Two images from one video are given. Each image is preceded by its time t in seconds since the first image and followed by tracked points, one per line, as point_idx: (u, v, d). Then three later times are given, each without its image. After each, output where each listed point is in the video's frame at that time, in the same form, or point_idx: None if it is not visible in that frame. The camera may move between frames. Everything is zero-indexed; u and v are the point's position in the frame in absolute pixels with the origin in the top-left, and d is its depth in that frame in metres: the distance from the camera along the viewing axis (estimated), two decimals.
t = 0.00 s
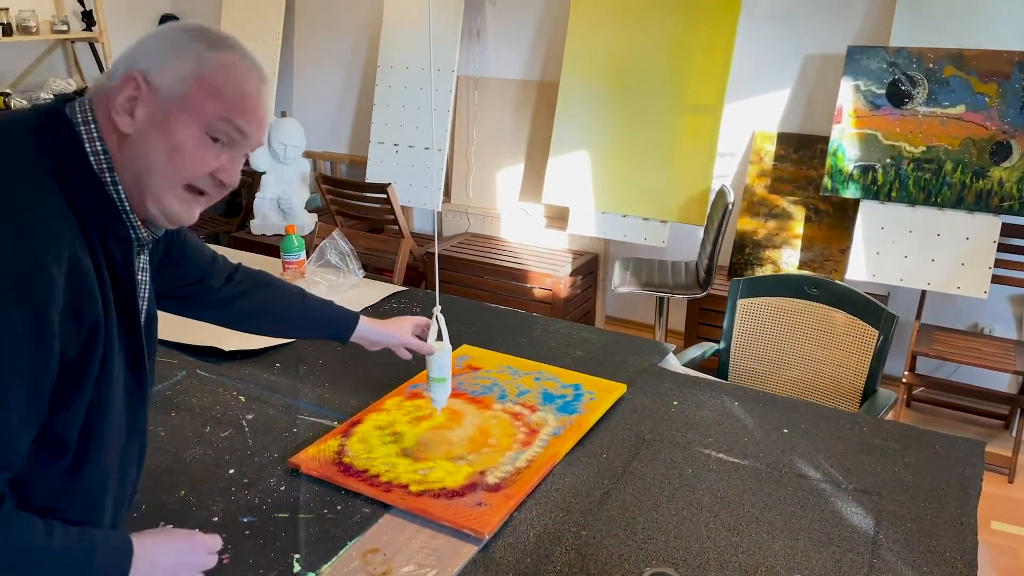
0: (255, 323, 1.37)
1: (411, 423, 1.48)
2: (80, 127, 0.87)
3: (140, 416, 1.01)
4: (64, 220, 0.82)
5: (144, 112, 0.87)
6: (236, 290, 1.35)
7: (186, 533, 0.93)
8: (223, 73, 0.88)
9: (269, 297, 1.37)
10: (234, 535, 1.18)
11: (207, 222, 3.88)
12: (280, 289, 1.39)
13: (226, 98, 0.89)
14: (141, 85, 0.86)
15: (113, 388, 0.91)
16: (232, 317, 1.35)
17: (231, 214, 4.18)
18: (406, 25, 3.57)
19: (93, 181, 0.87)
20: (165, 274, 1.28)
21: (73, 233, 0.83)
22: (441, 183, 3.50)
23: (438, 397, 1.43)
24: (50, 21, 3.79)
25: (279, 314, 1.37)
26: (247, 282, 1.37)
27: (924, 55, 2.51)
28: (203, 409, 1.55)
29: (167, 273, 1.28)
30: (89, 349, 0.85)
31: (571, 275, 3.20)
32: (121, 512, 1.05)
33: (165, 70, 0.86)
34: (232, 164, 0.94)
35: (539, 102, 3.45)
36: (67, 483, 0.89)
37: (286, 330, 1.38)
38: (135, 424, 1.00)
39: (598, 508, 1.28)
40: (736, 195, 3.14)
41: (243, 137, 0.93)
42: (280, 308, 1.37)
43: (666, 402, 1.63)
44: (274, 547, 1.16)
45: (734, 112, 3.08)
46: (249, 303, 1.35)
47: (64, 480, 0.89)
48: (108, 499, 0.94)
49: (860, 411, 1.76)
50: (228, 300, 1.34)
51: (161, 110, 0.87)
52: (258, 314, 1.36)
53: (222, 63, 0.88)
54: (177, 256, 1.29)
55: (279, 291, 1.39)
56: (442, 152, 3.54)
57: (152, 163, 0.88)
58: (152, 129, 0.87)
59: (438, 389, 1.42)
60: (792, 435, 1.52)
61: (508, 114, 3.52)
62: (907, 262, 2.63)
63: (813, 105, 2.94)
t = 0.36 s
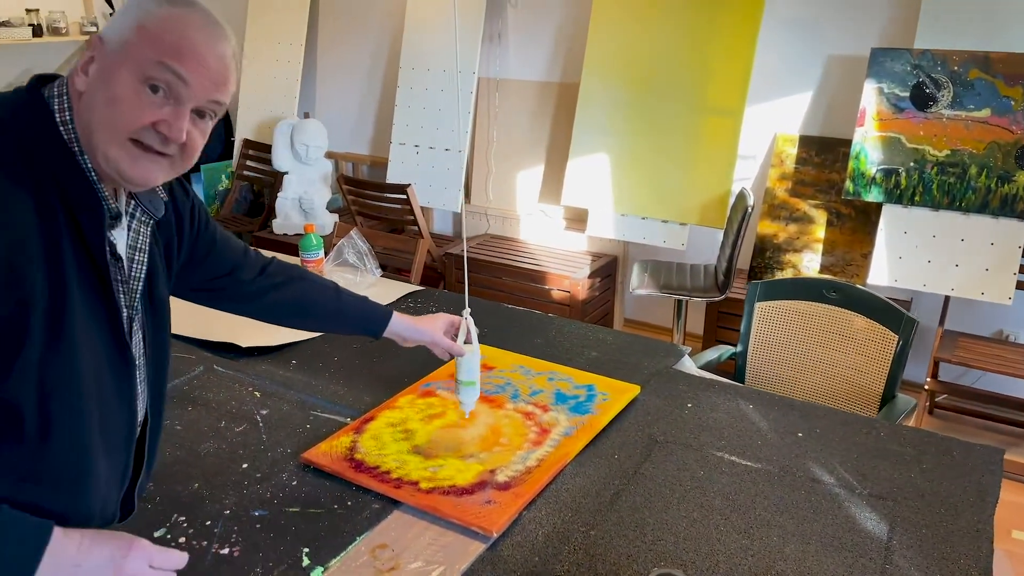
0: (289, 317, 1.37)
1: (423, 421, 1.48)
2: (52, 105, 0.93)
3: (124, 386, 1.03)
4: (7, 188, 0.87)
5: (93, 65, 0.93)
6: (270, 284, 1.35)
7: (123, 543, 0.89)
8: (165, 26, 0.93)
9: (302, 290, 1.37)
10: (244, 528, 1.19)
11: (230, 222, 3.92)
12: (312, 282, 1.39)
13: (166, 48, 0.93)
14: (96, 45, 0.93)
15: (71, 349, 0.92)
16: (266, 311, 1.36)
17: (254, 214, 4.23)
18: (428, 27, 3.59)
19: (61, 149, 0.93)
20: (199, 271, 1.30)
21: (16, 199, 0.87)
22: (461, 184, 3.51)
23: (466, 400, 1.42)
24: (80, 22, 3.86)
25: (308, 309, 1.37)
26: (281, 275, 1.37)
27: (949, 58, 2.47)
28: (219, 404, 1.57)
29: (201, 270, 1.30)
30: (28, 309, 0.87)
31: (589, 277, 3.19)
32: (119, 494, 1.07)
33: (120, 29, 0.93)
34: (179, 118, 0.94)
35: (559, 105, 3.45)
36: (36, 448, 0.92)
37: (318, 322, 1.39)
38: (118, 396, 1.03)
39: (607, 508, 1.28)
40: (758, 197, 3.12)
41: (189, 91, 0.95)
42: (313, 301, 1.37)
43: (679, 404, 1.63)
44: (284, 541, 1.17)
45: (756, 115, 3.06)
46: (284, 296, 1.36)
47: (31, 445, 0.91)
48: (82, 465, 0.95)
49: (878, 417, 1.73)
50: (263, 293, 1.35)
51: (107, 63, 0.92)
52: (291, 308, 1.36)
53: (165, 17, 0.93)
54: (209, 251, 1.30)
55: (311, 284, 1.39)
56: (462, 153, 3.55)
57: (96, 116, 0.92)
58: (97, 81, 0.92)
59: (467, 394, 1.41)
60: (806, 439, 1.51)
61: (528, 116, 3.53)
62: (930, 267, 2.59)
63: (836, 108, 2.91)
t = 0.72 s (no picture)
0: (285, 300, 1.38)
1: (418, 412, 1.49)
2: (53, 97, 0.97)
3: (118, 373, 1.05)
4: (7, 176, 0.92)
5: (152, 102, 0.96)
6: (266, 267, 1.37)
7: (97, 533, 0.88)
8: (227, 69, 1.00)
9: (298, 273, 1.39)
10: (234, 514, 1.20)
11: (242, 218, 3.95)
12: (310, 267, 1.40)
13: (233, 96, 1.01)
14: (150, 77, 0.95)
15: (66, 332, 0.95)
16: (263, 293, 1.37)
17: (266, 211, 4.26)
18: (439, 25, 3.61)
19: (63, 144, 0.97)
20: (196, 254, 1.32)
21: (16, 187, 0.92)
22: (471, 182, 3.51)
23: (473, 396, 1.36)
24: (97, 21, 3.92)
25: (303, 293, 1.38)
26: (277, 258, 1.38)
27: (960, 55, 2.44)
28: (217, 393, 1.58)
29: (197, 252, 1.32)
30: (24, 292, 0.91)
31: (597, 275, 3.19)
32: (112, 481, 1.07)
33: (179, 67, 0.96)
34: (227, 142, 1.08)
35: (570, 103, 3.45)
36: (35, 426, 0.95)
37: (313, 306, 1.39)
38: (114, 381, 1.05)
39: (598, 500, 1.28)
40: (768, 196, 3.10)
41: (243, 124, 1.07)
42: (311, 286, 1.38)
43: (677, 399, 1.62)
44: (274, 528, 1.18)
45: (766, 113, 3.04)
46: (280, 279, 1.37)
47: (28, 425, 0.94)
48: (74, 447, 0.98)
49: (881, 414, 1.72)
50: (258, 275, 1.36)
51: (172, 104, 0.97)
52: (286, 291, 1.38)
53: (225, 60, 0.99)
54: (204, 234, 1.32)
55: (307, 268, 1.40)
56: (472, 151, 3.56)
57: (160, 152, 1.00)
58: (160, 122, 0.98)
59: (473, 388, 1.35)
60: (804, 435, 1.49)
61: (538, 113, 3.53)
62: (940, 266, 2.56)
63: (846, 106, 2.88)
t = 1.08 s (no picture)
0: (257, 278, 1.39)
1: (405, 388, 1.48)
2: (64, 61, 0.98)
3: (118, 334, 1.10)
4: (28, 137, 0.93)
5: (174, 82, 0.99)
6: (241, 243, 1.38)
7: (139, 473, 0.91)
8: (242, 53, 1.03)
9: (273, 250, 1.40)
10: (215, 483, 1.20)
11: (246, 208, 3.97)
12: (288, 246, 1.42)
13: (245, 78, 1.04)
14: (173, 58, 0.97)
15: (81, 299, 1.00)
16: (235, 270, 1.38)
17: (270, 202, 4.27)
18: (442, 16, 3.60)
19: (77, 110, 0.98)
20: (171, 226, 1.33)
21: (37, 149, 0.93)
22: (472, 172, 3.51)
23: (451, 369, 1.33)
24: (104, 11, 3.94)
25: (279, 271, 1.39)
26: (254, 235, 1.39)
27: (964, 40, 2.41)
28: (206, 369, 1.59)
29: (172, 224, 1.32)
30: (54, 262, 0.95)
31: (598, 265, 3.18)
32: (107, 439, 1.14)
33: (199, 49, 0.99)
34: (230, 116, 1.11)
35: (572, 93, 3.43)
36: (45, 385, 1.00)
37: (287, 284, 1.40)
38: (113, 342, 1.10)
39: (582, 474, 1.27)
40: (769, 185, 3.07)
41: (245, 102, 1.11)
42: (286, 264, 1.39)
43: (667, 379, 1.61)
44: (253, 497, 1.18)
45: (768, 102, 3.01)
46: (254, 256, 1.38)
47: (40, 383, 1.00)
48: (80, 405, 1.03)
49: (874, 397, 1.70)
50: (233, 252, 1.37)
51: (192, 84, 1.00)
52: (260, 269, 1.39)
53: (240, 43, 1.02)
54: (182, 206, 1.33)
55: (283, 246, 1.41)
56: (474, 141, 3.55)
57: (176, 128, 1.03)
58: (179, 100, 1.00)
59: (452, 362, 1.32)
60: (793, 414, 1.48)
61: (541, 103, 3.52)
62: (943, 255, 2.54)
63: (850, 94, 2.85)
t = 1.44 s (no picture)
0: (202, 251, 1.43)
1: (360, 356, 1.49)
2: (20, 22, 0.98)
3: (63, 294, 1.11)
4: None
5: (126, 47, 1.00)
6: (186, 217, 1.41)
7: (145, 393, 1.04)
8: (195, 25, 1.05)
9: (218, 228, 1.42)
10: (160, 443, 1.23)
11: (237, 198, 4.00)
12: (236, 226, 1.44)
13: (197, 49, 1.07)
14: (126, 23, 0.99)
15: (38, 247, 1.04)
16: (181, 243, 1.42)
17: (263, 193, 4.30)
18: (431, 6, 3.62)
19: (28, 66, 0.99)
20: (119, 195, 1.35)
21: None
22: (459, 161, 3.53)
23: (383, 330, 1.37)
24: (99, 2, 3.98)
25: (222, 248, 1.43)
26: (203, 212, 1.42)
27: (942, 24, 2.40)
28: (168, 340, 1.60)
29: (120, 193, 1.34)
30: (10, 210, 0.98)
31: (583, 252, 3.19)
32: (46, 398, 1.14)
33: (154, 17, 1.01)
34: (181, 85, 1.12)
35: (559, 82, 3.44)
36: None
37: (228, 262, 1.44)
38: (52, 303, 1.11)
39: (526, 438, 1.28)
40: (753, 173, 3.07)
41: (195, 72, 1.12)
42: (230, 245, 1.42)
43: (625, 352, 1.62)
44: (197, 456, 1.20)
45: (752, 89, 3.01)
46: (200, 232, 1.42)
47: None
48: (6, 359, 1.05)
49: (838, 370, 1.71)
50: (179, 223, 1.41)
51: (144, 51, 1.01)
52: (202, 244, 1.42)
53: (194, 17, 1.04)
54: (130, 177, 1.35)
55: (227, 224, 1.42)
56: (461, 130, 3.57)
57: (127, 91, 1.05)
58: (131, 65, 1.02)
59: (384, 324, 1.36)
60: (746, 385, 1.49)
61: (528, 93, 3.53)
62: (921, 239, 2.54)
63: (832, 81, 2.84)
